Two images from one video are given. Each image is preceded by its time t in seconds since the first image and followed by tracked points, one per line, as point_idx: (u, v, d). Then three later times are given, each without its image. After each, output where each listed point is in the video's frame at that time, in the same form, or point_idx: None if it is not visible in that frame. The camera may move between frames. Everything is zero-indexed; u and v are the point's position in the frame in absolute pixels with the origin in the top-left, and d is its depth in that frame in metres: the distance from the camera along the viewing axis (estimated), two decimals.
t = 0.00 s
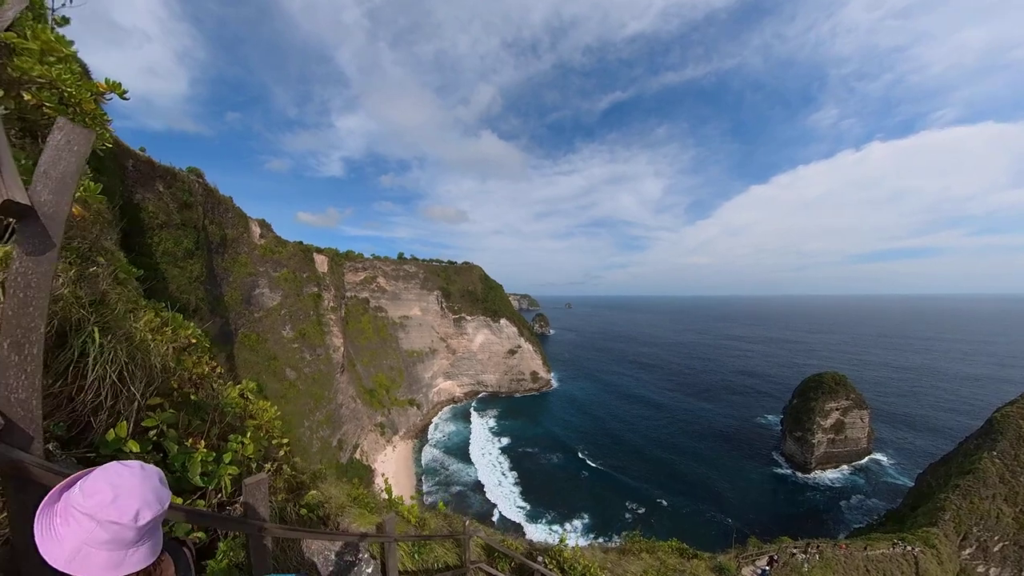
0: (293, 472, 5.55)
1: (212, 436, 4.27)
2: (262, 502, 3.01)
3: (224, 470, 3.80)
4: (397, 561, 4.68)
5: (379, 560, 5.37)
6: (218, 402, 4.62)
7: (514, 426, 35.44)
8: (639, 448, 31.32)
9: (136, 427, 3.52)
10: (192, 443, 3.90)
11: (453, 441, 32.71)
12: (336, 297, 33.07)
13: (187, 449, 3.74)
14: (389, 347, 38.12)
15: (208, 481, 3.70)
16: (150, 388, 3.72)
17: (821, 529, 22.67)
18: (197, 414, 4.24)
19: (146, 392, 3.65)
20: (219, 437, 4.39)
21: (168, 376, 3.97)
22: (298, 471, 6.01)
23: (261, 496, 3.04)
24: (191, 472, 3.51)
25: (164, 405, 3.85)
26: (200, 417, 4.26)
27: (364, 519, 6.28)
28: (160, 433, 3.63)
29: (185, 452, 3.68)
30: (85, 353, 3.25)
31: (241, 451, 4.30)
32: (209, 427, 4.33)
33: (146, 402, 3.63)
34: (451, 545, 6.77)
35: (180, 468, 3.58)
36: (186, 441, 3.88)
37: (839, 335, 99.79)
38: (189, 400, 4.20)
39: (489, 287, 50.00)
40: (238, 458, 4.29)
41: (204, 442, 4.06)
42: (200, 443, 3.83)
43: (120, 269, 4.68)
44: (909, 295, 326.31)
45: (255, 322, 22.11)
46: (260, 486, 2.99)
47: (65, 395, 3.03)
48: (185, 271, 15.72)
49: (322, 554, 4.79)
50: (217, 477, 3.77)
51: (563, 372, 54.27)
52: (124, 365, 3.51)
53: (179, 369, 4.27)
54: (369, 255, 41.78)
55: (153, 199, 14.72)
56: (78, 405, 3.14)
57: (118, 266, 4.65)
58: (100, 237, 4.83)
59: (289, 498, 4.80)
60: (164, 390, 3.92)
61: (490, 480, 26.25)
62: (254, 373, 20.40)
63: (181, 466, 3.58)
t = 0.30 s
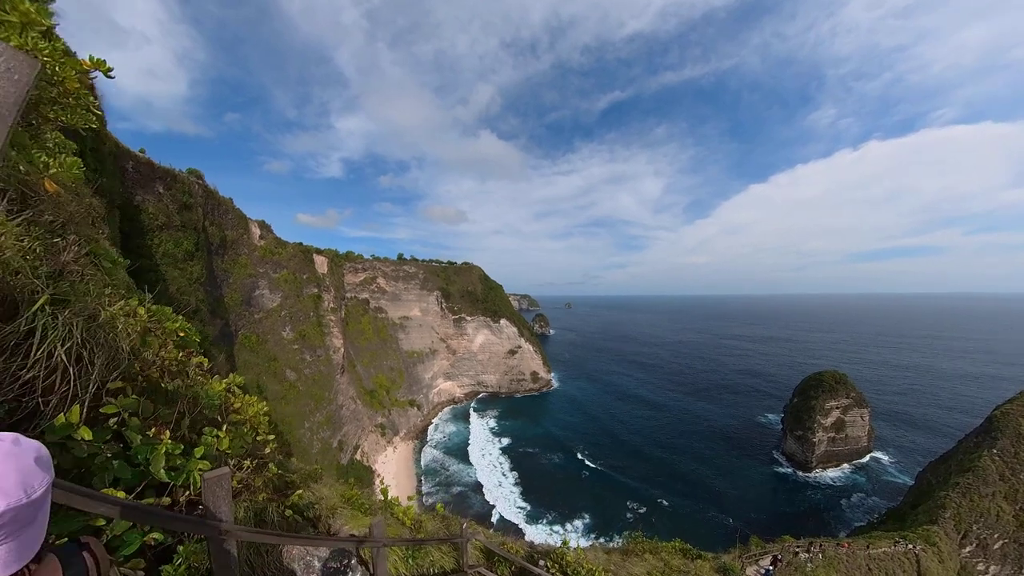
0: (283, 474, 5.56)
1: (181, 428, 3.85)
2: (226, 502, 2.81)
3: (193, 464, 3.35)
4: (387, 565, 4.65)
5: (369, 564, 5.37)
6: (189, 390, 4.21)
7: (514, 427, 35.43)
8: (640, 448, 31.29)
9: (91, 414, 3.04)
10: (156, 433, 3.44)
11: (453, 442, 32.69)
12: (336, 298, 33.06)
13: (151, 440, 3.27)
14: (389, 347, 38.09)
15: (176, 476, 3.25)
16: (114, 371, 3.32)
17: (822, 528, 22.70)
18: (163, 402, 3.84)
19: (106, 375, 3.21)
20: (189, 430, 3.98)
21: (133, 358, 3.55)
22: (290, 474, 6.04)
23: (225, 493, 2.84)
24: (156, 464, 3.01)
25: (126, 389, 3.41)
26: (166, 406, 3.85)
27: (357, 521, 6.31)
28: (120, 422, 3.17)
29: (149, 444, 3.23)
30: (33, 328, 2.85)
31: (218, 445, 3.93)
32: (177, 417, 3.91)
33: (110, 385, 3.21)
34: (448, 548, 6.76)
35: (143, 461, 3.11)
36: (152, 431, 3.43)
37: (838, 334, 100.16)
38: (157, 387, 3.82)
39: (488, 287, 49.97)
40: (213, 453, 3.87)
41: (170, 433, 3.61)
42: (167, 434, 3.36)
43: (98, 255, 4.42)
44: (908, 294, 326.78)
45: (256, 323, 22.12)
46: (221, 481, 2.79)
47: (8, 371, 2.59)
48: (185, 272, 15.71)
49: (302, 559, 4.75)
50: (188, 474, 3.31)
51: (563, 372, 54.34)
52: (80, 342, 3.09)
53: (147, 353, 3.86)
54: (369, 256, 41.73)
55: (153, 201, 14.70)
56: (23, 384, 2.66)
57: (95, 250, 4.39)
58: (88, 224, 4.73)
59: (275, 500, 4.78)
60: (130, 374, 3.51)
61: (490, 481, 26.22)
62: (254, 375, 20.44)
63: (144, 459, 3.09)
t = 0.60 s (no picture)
0: (277, 472, 5.54)
1: (169, 416, 3.74)
2: (209, 491, 2.71)
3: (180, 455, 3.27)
4: (383, 564, 4.62)
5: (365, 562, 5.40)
6: (179, 377, 4.09)
7: (514, 428, 35.45)
8: (640, 448, 31.30)
9: (76, 398, 2.96)
10: (142, 420, 3.35)
11: (453, 443, 32.68)
12: (336, 299, 33.03)
13: (137, 427, 3.20)
14: (388, 348, 38.06)
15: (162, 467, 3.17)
16: (99, 355, 3.25)
17: (821, 528, 22.74)
18: (153, 388, 3.70)
19: (91, 359, 3.16)
20: (178, 419, 3.87)
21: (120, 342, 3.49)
22: (285, 472, 6.05)
23: (209, 482, 2.75)
24: (140, 453, 2.93)
25: (111, 374, 3.33)
26: (156, 392, 3.72)
27: (354, 520, 6.33)
28: (104, 407, 3.10)
29: (134, 432, 3.13)
30: (18, 302, 2.80)
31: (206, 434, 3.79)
32: (165, 405, 3.79)
33: (95, 369, 3.14)
34: (448, 548, 6.77)
35: (128, 450, 3.01)
36: (137, 417, 3.34)
37: (836, 334, 100.36)
38: (149, 373, 3.70)
39: (488, 288, 49.95)
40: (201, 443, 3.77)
41: (157, 420, 3.49)
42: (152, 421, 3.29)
43: (93, 247, 4.43)
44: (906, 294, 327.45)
45: (255, 325, 22.13)
46: (207, 467, 2.69)
47: None
48: (184, 273, 15.69)
49: (294, 557, 4.71)
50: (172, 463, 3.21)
51: (563, 373, 54.35)
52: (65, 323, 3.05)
53: (134, 337, 3.76)
54: (369, 257, 41.70)
55: (153, 202, 14.70)
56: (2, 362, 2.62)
57: (90, 239, 4.39)
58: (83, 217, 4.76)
59: (268, 497, 4.78)
60: (116, 359, 3.43)
61: (490, 482, 26.19)
62: (253, 376, 20.44)
63: (128, 448, 2.99)
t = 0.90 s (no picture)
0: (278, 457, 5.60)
1: (177, 388, 3.72)
2: (219, 455, 2.86)
3: (185, 425, 3.29)
4: (385, 547, 4.64)
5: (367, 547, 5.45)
6: (187, 352, 4.07)
7: (514, 427, 35.46)
8: (640, 449, 31.29)
9: (88, 362, 2.96)
10: (151, 387, 3.32)
11: (453, 442, 32.69)
12: (336, 297, 33.04)
13: (146, 394, 3.19)
14: (389, 347, 38.07)
15: (168, 436, 3.21)
16: (111, 322, 3.25)
17: (820, 529, 22.74)
18: (163, 358, 3.68)
19: (104, 325, 3.16)
20: (186, 391, 3.85)
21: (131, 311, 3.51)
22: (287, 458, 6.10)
23: (218, 444, 2.89)
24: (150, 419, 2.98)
25: (123, 341, 3.34)
26: (165, 364, 3.70)
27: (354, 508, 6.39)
28: (114, 373, 3.09)
29: (143, 399, 3.14)
30: (37, 263, 2.86)
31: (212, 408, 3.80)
32: (173, 376, 3.77)
33: (107, 334, 3.14)
34: (448, 537, 6.80)
35: (136, 418, 3.02)
36: (147, 384, 3.33)
37: (837, 336, 100.24)
38: (158, 344, 3.68)
39: (488, 287, 49.94)
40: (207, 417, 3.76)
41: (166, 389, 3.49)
42: (161, 389, 3.29)
43: (104, 228, 4.43)
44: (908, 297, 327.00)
45: (254, 323, 22.16)
46: (217, 428, 2.83)
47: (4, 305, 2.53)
48: (185, 270, 15.71)
49: (297, 534, 4.77)
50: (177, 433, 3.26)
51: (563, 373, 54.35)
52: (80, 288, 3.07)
53: (144, 309, 3.77)
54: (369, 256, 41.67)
55: (153, 199, 14.76)
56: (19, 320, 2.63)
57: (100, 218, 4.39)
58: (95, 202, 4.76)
59: (270, 477, 4.83)
60: (127, 327, 3.42)
61: (490, 482, 26.21)
62: (253, 373, 20.47)
63: (137, 415, 3.02)
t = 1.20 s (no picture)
0: (279, 459, 5.58)
1: (180, 392, 3.65)
2: (225, 460, 2.90)
3: (189, 430, 3.23)
4: (387, 548, 4.68)
5: (368, 548, 5.45)
6: (190, 354, 4.01)
7: (512, 427, 35.47)
8: (637, 449, 31.33)
9: (89, 368, 2.92)
10: (155, 392, 3.27)
11: (450, 441, 32.65)
12: (333, 296, 32.96)
13: (150, 399, 3.15)
14: (386, 346, 37.97)
15: (171, 442, 3.16)
16: (113, 326, 3.20)
17: (815, 530, 22.86)
18: (165, 362, 3.60)
19: (105, 329, 3.12)
20: (189, 395, 3.78)
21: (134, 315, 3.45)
22: (287, 459, 6.06)
23: (225, 449, 2.94)
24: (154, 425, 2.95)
25: (126, 345, 3.28)
26: (168, 368, 3.62)
27: (354, 509, 6.34)
28: (117, 377, 3.06)
29: (147, 404, 3.11)
30: (39, 267, 2.83)
31: (216, 412, 3.74)
32: (176, 380, 3.70)
33: (108, 339, 3.09)
34: (447, 537, 6.78)
35: (140, 423, 3.01)
36: (150, 388, 3.29)
37: (833, 338, 100.68)
38: (160, 347, 3.61)
39: (486, 287, 49.92)
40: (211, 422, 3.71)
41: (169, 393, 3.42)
42: (165, 394, 3.24)
43: (103, 229, 4.38)
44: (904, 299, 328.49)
45: (252, 320, 22.12)
46: (223, 435, 2.88)
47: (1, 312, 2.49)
48: (181, 266, 15.63)
49: (300, 537, 4.74)
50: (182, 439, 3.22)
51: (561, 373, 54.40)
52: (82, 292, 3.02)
53: (146, 311, 3.72)
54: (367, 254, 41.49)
55: (149, 194, 14.67)
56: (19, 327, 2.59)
57: (100, 218, 4.33)
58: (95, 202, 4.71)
59: (272, 479, 4.79)
60: (130, 329, 3.37)
61: (486, 482, 26.14)
62: (250, 371, 20.42)
63: (140, 420, 3.00)
